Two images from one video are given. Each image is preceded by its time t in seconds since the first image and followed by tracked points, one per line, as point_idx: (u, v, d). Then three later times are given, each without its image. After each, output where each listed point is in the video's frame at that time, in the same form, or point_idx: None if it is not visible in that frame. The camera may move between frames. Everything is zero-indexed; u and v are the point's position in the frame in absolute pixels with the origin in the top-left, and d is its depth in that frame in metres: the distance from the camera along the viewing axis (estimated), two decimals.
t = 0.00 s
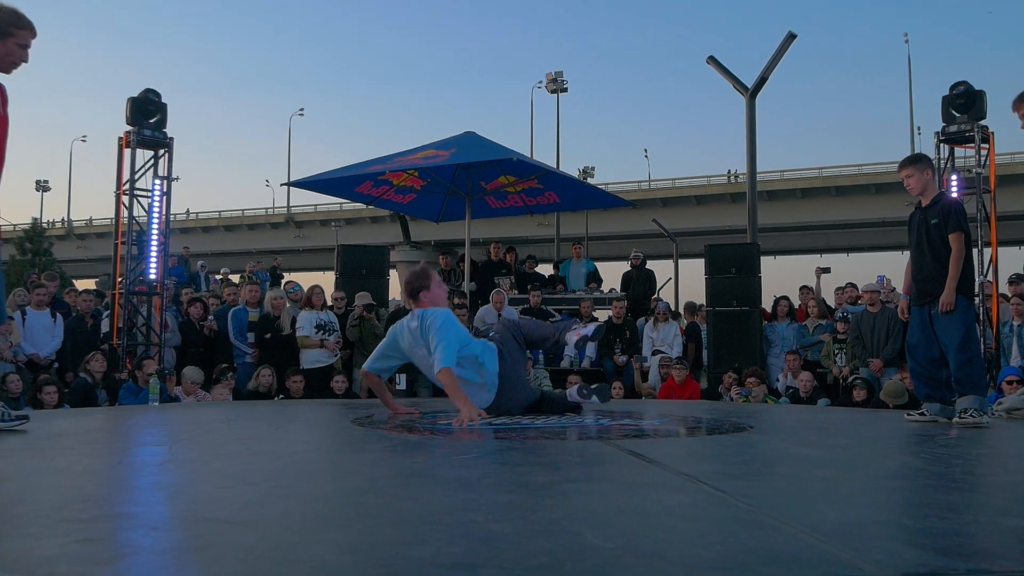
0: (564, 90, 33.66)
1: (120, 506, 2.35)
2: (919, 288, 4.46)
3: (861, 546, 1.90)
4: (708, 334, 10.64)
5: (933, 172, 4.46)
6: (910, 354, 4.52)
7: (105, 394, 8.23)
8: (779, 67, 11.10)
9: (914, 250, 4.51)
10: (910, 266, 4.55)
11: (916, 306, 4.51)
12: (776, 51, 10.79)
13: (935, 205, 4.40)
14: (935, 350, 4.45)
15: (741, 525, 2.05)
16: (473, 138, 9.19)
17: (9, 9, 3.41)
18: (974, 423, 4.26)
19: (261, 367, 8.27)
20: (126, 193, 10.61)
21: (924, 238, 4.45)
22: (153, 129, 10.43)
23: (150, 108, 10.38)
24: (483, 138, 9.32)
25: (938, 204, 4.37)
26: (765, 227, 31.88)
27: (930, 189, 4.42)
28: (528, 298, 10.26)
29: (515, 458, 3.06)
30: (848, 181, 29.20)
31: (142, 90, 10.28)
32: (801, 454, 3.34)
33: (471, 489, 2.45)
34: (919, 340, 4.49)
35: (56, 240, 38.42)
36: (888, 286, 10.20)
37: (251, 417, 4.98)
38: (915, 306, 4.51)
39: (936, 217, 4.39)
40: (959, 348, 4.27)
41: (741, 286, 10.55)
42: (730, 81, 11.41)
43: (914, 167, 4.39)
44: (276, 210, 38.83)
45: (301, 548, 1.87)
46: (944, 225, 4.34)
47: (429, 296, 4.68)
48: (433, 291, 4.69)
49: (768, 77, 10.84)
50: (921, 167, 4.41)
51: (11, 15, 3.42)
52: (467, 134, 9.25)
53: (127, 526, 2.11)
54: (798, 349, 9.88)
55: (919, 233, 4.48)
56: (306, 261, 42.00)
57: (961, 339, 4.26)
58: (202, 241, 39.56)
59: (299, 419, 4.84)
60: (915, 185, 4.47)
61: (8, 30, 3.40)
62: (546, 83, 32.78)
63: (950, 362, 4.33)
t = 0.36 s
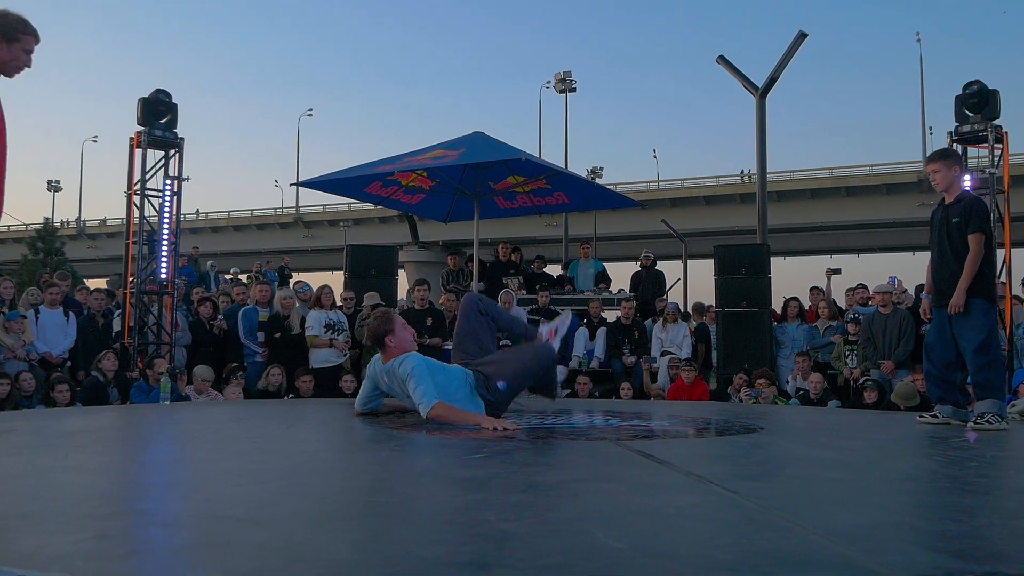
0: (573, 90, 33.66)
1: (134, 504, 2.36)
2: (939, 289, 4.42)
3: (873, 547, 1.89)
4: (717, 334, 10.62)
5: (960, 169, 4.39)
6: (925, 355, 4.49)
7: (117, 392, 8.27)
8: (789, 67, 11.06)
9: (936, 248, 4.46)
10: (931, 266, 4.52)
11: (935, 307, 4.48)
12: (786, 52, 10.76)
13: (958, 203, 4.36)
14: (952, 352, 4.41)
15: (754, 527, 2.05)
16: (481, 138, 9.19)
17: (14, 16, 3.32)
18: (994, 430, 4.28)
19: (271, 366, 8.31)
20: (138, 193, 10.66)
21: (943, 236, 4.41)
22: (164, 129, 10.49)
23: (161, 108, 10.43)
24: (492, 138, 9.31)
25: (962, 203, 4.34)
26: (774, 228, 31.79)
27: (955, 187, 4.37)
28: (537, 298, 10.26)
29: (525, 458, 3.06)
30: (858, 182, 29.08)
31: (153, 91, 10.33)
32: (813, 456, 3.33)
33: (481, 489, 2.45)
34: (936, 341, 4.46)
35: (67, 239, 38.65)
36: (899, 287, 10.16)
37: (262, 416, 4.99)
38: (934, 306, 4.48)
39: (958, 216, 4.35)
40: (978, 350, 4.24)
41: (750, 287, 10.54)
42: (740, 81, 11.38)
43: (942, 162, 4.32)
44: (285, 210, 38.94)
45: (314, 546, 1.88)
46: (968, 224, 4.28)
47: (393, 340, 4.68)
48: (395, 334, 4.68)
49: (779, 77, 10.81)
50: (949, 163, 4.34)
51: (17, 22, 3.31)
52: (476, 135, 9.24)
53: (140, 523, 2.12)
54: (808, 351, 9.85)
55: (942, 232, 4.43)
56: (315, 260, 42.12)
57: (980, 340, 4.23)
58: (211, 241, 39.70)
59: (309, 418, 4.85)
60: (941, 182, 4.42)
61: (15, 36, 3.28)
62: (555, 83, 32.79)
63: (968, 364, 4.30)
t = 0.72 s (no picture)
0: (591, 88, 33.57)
1: (155, 499, 2.37)
2: (977, 285, 4.36)
3: (900, 548, 1.87)
4: (736, 333, 10.55)
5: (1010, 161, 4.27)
6: (956, 354, 4.45)
7: (138, 389, 8.34)
8: (810, 64, 10.96)
9: (980, 243, 4.37)
10: (973, 260, 4.44)
11: (972, 304, 4.42)
12: (807, 48, 10.66)
13: (1006, 197, 4.25)
14: (986, 351, 4.36)
15: (778, 527, 2.02)
16: (500, 136, 9.18)
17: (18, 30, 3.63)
18: (1017, 432, 4.20)
19: (290, 364, 8.35)
20: (158, 191, 10.74)
21: (988, 231, 4.32)
22: (184, 128, 10.56)
23: (182, 107, 10.50)
24: (510, 136, 9.30)
25: (1008, 198, 4.22)
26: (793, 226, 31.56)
27: (1004, 179, 4.23)
28: (555, 296, 10.24)
29: (546, 456, 3.05)
30: (878, 180, 28.82)
31: (174, 89, 10.40)
32: (837, 456, 3.30)
33: (503, 487, 2.45)
34: (970, 339, 4.41)
35: (88, 237, 39.07)
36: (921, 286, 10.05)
37: (281, 413, 5.02)
38: (970, 303, 4.43)
39: (1001, 211, 4.26)
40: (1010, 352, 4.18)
41: (770, 286, 10.47)
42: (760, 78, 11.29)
43: (988, 155, 4.22)
44: (304, 208, 39.11)
45: (335, 543, 1.88)
46: (1013, 221, 4.17)
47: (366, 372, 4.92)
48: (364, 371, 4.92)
49: (799, 74, 10.72)
50: (996, 157, 4.23)
51: (28, 35, 3.61)
52: (494, 133, 9.23)
53: (165, 518, 2.13)
54: (828, 350, 9.77)
55: (985, 226, 4.33)
56: (333, 258, 42.30)
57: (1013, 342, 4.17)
58: (230, 238, 39.95)
59: (328, 416, 4.87)
60: (988, 174, 4.26)
61: (28, 48, 3.59)
62: (572, 81, 32.73)
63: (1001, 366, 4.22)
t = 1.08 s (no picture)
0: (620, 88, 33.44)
1: (192, 498, 2.39)
2: None
3: (943, 553, 1.83)
4: (769, 333, 10.43)
5: None
6: (1006, 355, 4.27)
7: (171, 387, 8.44)
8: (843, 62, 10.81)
9: None
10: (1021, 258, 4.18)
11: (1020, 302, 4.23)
12: (840, 46, 10.52)
13: None
14: None
15: (816, 530, 1.99)
16: (530, 136, 9.17)
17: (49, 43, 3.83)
18: None
19: (321, 363, 8.40)
20: (192, 191, 10.88)
21: None
22: (218, 129, 10.68)
23: (215, 108, 10.63)
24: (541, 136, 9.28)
25: None
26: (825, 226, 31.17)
27: None
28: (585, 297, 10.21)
29: (578, 457, 3.04)
30: (912, 179, 28.41)
31: (207, 91, 10.53)
32: (874, 458, 3.24)
33: (535, 488, 2.44)
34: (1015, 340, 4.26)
35: (123, 237, 39.71)
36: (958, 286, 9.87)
37: (313, 412, 5.05)
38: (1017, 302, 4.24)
39: None
40: None
41: (803, 286, 10.34)
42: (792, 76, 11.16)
43: None
44: (334, 208, 39.40)
45: (371, 543, 1.88)
46: None
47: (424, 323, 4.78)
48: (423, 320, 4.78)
49: (832, 71, 10.58)
50: None
51: (62, 48, 3.84)
52: (524, 132, 9.22)
53: (200, 516, 2.15)
54: (863, 351, 9.63)
55: None
56: (363, 258, 42.58)
57: None
58: (262, 238, 40.36)
59: (360, 415, 4.90)
60: None
61: (59, 59, 3.80)
62: (603, 80, 32.63)
63: None
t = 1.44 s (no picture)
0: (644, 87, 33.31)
1: (218, 498, 2.42)
2: None
3: (970, 554, 1.81)
4: (794, 334, 10.34)
5: None
6: None
7: (196, 387, 8.53)
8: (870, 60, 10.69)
9: None
10: None
11: None
12: (867, 44, 10.41)
13: None
14: None
15: (841, 531, 1.97)
16: (553, 136, 9.16)
17: (89, 56, 3.96)
18: None
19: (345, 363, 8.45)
20: (217, 192, 10.99)
21: None
22: (243, 130, 10.78)
23: (240, 109, 10.72)
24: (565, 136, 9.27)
25: None
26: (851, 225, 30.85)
27: None
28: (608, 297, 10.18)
29: (602, 457, 3.03)
30: (940, 178, 28.06)
31: (233, 92, 10.62)
32: (900, 459, 3.20)
33: (558, 488, 2.44)
34: None
35: (151, 238, 40.23)
36: (986, 286, 9.73)
37: (337, 412, 5.09)
38: None
39: None
40: None
41: (829, 287, 10.24)
42: (818, 75, 11.05)
43: None
44: (358, 209, 39.61)
45: (395, 543, 1.89)
46: None
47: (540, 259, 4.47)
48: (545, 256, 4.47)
49: (859, 70, 10.47)
50: None
51: (105, 60, 3.99)
52: (547, 133, 9.21)
53: (225, 517, 2.16)
54: (888, 351, 9.52)
55: None
56: (386, 259, 42.77)
57: None
58: (287, 239, 40.65)
59: (383, 415, 4.92)
60: None
61: (103, 71, 3.96)
62: (626, 80, 32.53)
63: None
